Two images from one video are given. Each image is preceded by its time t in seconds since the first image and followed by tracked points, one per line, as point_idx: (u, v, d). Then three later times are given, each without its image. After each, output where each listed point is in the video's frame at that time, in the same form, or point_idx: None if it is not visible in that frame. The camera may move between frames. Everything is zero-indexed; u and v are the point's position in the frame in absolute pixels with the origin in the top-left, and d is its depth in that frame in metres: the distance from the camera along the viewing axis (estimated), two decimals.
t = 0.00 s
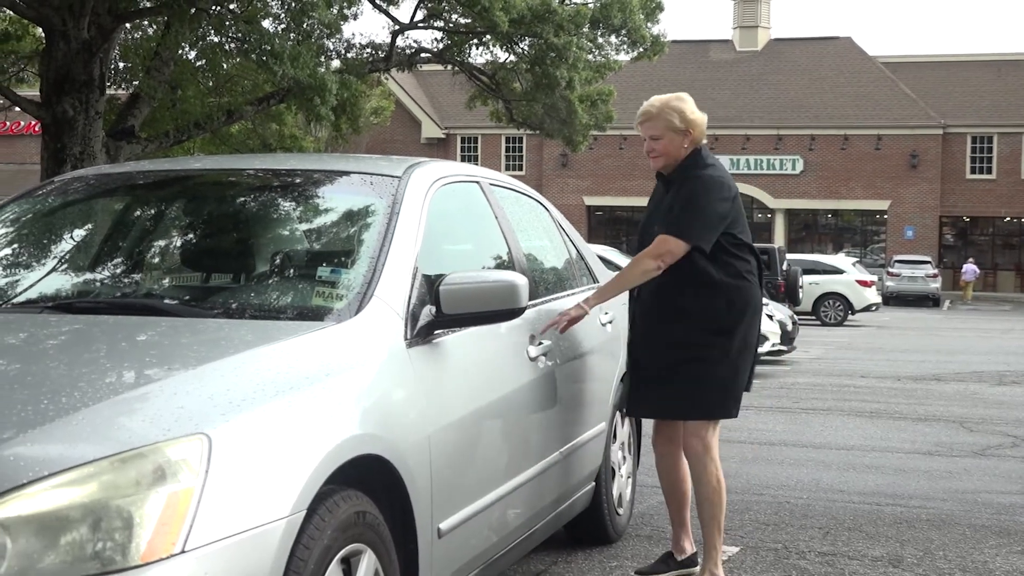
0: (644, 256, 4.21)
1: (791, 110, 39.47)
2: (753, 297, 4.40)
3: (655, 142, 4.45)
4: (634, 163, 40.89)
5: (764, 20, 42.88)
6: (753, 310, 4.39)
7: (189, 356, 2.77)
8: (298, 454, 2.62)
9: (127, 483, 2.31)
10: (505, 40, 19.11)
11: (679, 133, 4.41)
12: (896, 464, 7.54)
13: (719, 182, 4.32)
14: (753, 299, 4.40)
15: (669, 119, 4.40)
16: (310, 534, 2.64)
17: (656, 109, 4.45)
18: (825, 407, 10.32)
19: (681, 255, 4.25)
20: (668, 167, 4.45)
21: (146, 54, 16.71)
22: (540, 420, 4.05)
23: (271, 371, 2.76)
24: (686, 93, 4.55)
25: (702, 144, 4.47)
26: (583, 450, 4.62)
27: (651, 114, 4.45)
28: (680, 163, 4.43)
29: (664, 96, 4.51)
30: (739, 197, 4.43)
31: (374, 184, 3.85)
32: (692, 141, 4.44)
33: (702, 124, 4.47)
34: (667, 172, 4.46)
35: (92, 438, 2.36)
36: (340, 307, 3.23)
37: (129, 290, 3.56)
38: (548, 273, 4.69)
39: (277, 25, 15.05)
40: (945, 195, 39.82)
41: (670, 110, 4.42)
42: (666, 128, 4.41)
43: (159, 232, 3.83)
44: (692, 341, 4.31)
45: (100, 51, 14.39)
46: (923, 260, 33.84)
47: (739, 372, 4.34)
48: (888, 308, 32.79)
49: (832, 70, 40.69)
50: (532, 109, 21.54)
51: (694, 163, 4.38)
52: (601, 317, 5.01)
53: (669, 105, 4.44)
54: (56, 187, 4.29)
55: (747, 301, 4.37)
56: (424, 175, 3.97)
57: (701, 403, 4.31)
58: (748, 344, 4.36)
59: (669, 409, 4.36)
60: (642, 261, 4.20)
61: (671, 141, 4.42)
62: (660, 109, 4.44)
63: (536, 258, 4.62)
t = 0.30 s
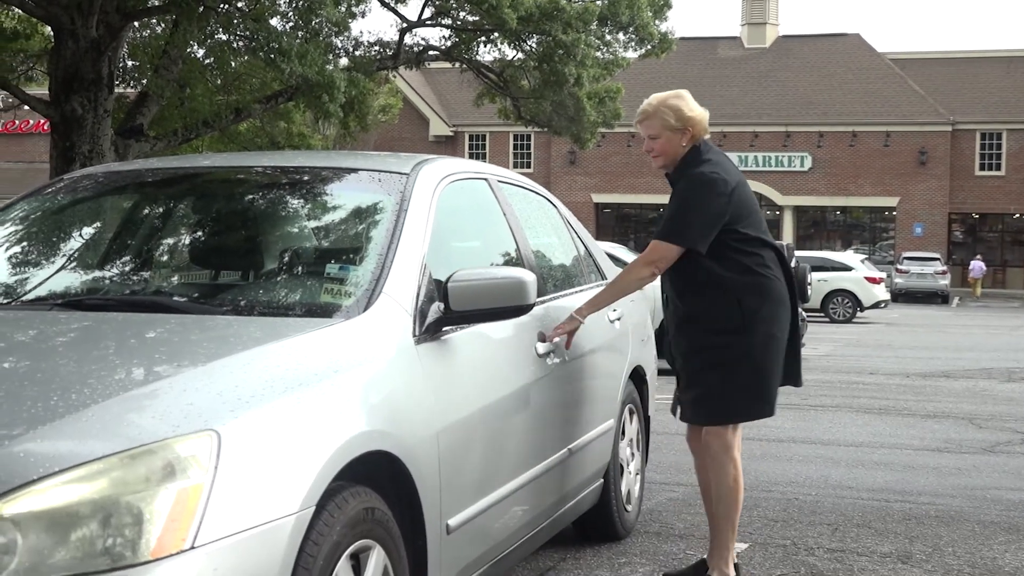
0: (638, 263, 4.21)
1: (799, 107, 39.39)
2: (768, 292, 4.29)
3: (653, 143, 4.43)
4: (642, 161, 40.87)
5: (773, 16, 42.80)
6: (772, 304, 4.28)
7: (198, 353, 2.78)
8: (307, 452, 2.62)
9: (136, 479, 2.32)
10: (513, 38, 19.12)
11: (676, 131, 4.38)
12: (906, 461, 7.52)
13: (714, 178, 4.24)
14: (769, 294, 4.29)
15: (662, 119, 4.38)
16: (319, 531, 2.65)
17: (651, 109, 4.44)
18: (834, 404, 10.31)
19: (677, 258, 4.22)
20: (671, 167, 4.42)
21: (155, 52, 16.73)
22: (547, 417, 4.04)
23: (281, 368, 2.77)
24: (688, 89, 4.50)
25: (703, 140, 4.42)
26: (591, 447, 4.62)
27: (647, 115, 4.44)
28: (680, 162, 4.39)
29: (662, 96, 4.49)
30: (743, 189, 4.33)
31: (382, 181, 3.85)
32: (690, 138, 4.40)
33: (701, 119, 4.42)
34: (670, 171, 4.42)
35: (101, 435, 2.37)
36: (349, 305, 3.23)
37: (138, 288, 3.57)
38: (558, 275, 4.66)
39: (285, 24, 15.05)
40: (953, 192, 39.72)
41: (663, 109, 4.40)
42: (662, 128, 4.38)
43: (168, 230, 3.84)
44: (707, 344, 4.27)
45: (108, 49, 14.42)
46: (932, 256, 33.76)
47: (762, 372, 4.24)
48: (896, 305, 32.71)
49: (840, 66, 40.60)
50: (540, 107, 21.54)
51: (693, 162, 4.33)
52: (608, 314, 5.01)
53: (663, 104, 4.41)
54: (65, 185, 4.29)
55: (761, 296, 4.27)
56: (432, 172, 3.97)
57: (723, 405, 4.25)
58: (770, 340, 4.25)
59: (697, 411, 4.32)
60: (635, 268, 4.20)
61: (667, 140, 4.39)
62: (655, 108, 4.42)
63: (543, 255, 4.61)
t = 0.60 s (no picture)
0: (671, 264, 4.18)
1: (806, 104, 39.31)
2: (788, 296, 4.26)
3: (676, 141, 4.41)
4: (649, 158, 40.83)
5: (779, 13, 42.70)
6: (794, 306, 4.26)
7: (204, 349, 2.78)
8: (313, 448, 2.62)
9: (143, 475, 2.32)
10: (519, 34, 19.13)
11: (696, 128, 4.35)
12: (911, 459, 7.51)
13: (739, 178, 4.22)
14: (792, 297, 4.27)
15: (684, 117, 4.36)
16: (324, 527, 2.65)
17: (674, 106, 4.42)
18: (839, 402, 10.30)
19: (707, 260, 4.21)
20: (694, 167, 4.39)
21: (161, 49, 16.74)
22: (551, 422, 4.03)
23: (286, 364, 2.77)
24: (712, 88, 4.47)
25: (726, 140, 4.38)
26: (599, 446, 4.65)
27: (670, 112, 4.42)
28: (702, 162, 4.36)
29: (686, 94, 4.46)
30: (767, 190, 4.30)
31: (388, 178, 3.85)
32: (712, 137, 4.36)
33: (725, 119, 4.38)
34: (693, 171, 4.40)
35: (107, 431, 2.37)
36: (355, 301, 3.24)
37: (144, 284, 3.58)
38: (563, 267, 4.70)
39: (291, 21, 15.06)
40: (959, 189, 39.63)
41: (686, 106, 4.37)
42: (684, 127, 4.36)
43: (174, 227, 3.85)
44: (726, 346, 4.26)
45: (114, 46, 14.42)
46: (938, 254, 33.69)
47: (779, 374, 4.21)
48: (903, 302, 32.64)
49: (847, 63, 40.53)
50: (546, 104, 21.51)
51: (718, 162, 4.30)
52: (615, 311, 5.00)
53: (687, 101, 4.39)
54: (71, 181, 4.29)
55: (785, 299, 4.25)
56: (437, 169, 3.96)
57: (742, 408, 4.24)
58: (792, 344, 4.23)
59: (711, 412, 4.30)
60: (670, 268, 4.16)
61: (689, 137, 4.36)
62: (678, 104, 4.40)
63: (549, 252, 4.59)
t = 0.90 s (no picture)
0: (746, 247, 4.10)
1: (810, 103, 39.25)
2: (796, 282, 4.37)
3: (687, 129, 4.39)
4: (652, 157, 40.82)
5: (783, 12, 42.61)
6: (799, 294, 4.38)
7: (206, 348, 2.78)
8: (314, 447, 2.62)
9: (144, 475, 2.32)
10: (523, 33, 19.12)
11: (710, 116, 4.34)
12: (914, 459, 7.50)
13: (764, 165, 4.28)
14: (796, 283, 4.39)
15: (699, 104, 4.33)
16: (326, 526, 2.65)
17: (687, 93, 4.39)
18: (843, 401, 10.28)
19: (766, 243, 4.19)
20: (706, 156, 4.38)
21: (166, 47, 16.74)
22: (603, 430, 3.82)
23: (288, 364, 2.77)
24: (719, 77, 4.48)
25: (736, 130, 4.39)
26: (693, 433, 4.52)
27: (683, 99, 4.39)
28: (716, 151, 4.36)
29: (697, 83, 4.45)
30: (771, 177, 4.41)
31: (391, 176, 3.83)
32: (724, 125, 4.36)
33: (737, 109, 4.38)
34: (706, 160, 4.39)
35: (109, 430, 2.37)
36: (357, 300, 3.24)
37: (147, 283, 3.58)
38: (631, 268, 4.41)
39: (295, 20, 15.09)
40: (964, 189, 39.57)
41: (700, 93, 4.35)
42: (700, 115, 4.34)
43: (177, 226, 3.85)
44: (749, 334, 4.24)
45: (118, 45, 14.44)
46: (942, 254, 33.65)
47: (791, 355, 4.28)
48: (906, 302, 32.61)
49: (851, 63, 40.48)
50: (550, 104, 21.46)
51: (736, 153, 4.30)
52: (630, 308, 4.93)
53: (700, 89, 4.37)
54: (75, 180, 4.29)
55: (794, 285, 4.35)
56: (440, 168, 3.95)
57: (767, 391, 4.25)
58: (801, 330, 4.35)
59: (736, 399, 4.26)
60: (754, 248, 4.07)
61: (703, 125, 4.35)
62: (690, 91, 4.38)
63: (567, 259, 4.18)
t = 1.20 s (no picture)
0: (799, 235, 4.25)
1: (806, 103, 39.27)
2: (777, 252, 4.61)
3: (669, 129, 4.44)
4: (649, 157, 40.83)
5: (779, 12, 42.62)
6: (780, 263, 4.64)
7: (200, 348, 2.78)
8: (308, 448, 2.62)
9: (138, 475, 2.32)
10: (519, 33, 19.14)
11: (692, 116, 4.39)
12: (909, 458, 7.50)
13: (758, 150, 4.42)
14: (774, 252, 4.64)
15: (683, 105, 4.36)
16: (320, 526, 2.65)
17: (667, 92, 4.41)
18: (839, 400, 10.29)
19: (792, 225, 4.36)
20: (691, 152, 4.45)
21: (161, 47, 16.72)
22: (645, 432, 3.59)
23: (281, 364, 2.77)
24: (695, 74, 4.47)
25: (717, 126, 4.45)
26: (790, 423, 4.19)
27: (665, 99, 4.41)
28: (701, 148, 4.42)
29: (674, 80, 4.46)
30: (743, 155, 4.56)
31: (386, 176, 3.83)
32: (706, 124, 4.41)
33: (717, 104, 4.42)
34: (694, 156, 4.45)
35: (103, 430, 2.37)
36: (352, 300, 3.24)
37: (142, 283, 3.57)
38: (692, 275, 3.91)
39: (291, 19, 15.09)
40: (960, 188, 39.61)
41: (681, 93, 4.39)
42: (684, 113, 4.39)
43: (173, 226, 3.85)
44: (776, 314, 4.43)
45: (114, 45, 14.42)
46: (938, 253, 33.70)
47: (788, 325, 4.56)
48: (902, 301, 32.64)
49: (847, 62, 40.50)
50: (546, 103, 21.44)
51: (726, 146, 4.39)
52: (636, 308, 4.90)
53: (679, 88, 4.40)
54: (70, 180, 4.27)
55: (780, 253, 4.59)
56: (435, 168, 3.94)
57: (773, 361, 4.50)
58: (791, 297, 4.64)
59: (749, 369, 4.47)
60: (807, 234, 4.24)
61: (687, 125, 4.41)
62: (670, 91, 4.40)
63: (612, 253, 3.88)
